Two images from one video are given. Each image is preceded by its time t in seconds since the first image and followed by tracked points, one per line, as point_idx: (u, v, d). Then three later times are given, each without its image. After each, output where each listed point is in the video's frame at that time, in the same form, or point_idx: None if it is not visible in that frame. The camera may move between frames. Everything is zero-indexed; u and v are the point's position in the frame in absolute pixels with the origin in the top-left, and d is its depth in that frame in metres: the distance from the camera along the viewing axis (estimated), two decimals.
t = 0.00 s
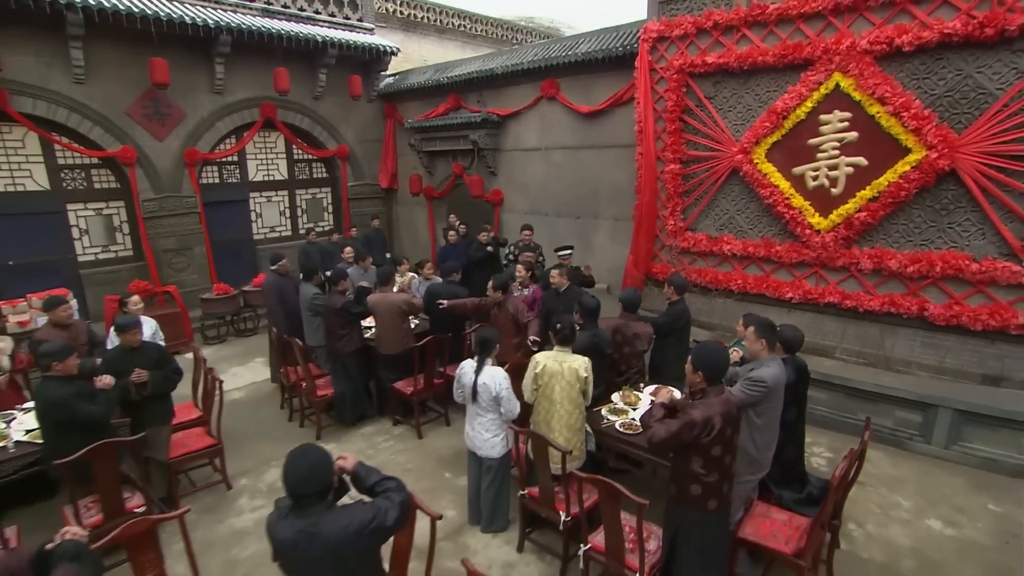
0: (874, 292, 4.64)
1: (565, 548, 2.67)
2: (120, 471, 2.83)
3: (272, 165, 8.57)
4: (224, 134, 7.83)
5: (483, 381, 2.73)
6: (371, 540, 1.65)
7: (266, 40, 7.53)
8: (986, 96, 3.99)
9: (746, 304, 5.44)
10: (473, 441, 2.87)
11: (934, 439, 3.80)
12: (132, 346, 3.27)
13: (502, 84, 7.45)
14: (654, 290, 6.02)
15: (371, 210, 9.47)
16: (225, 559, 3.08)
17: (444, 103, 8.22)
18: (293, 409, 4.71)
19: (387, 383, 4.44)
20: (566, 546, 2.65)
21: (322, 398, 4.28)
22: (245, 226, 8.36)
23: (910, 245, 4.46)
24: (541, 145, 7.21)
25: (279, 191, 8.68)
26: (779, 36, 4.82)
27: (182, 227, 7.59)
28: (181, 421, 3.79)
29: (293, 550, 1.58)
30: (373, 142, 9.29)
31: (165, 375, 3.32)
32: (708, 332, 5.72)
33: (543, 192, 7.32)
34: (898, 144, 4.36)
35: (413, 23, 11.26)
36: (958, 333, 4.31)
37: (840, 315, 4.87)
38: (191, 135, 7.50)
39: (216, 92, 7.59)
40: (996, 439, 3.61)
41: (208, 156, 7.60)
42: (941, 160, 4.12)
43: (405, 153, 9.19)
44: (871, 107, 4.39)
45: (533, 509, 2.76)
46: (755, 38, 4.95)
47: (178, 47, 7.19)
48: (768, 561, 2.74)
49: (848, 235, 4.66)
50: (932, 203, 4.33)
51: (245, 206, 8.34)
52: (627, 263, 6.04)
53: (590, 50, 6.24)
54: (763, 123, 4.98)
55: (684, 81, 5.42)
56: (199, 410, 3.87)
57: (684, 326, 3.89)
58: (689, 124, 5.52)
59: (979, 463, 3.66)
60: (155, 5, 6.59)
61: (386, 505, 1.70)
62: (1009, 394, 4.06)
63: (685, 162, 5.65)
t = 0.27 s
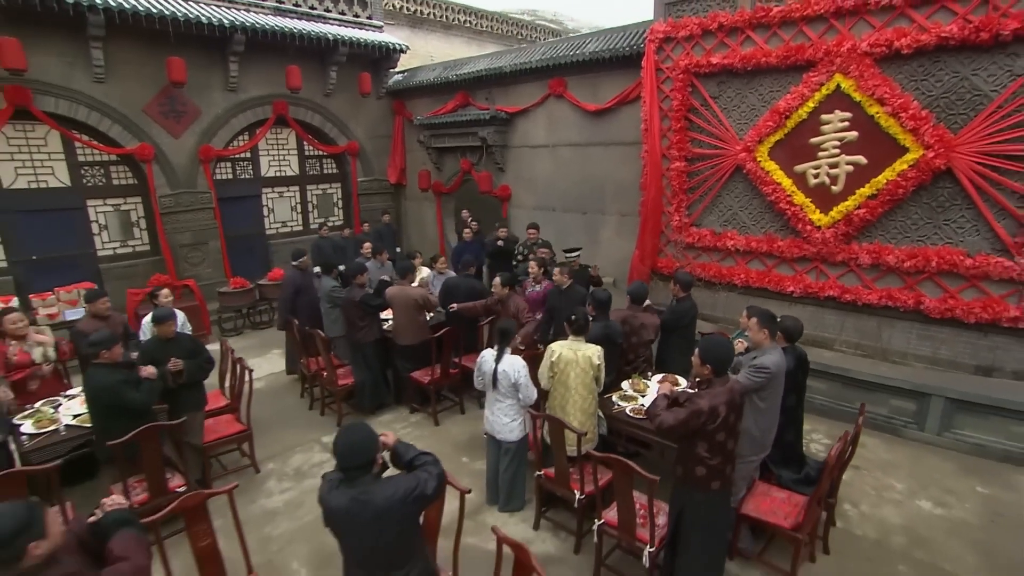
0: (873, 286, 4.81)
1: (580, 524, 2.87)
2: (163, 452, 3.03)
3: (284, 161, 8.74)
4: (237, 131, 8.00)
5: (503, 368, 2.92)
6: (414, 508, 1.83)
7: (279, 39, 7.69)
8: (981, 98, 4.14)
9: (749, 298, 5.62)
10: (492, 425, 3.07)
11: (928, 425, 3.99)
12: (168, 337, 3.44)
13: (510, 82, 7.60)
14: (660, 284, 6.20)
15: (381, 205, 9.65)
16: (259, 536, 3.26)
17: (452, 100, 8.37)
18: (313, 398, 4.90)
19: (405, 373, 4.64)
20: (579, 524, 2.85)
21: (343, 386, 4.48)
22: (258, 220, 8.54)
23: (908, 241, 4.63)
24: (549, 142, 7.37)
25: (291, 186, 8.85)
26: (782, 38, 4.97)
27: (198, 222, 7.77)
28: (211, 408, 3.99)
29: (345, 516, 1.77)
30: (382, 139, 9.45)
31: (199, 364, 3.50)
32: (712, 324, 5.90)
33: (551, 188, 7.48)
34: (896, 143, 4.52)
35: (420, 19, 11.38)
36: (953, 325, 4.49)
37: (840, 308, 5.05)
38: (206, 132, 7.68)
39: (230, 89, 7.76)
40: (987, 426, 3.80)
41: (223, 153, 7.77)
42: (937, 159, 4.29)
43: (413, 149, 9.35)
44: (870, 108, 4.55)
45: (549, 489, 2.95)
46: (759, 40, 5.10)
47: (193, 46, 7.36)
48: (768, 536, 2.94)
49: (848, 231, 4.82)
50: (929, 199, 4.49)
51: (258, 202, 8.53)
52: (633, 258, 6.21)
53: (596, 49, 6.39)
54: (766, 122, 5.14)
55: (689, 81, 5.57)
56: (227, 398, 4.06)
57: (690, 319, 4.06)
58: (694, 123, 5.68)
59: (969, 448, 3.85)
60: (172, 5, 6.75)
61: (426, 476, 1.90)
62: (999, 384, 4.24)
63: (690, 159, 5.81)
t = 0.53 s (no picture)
0: (872, 282, 4.96)
1: (591, 507, 3.03)
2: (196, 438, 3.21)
3: (295, 158, 8.90)
4: (249, 129, 8.16)
5: (517, 359, 3.08)
6: (443, 486, 1.97)
7: (290, 39, 7.83)
8: (977, 100, 4.27)
9: (752, 293, 5.77)
10: (507, 413, 3.23)
11: (923, 416, 4.14)
12: (196, 329, 3.57)
13: (518, 81, 7.74)
14: (665, 280, 6.35)
15: (389, 202, 9.80)
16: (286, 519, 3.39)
17: (460, 99, 8.51)
18: (330, 389, 5.08)
19: (419, 365, 4.81)
20: (590, 506, 3.03)
21: (360, 377, 4.66)
22: (270, 217, 8.71)
23: (906, 238, 4.77)
24: (556, 141, 7.50)
25: (301, 183, 9.02)
26: (785, 40, 5.10)
27: (211, 219, 7.94)
28: (236, 398, 4.17)
29: (381, 492, 1.93)
30: (391, 136, 9.60)
31: (227, 356, 3.66)
32: (716, 319, 6.05)
33: (557, 185, 7.62)
34: (895, 143, 4.65)
35: (426, 17, 11.49)
36: (949, 320, 4.63)
37: (840, 303, 5.20)
38: (219, 130, 7.84)
39: (242, 88, 7.91)
40: (980, 416, 3.95)
41: (236, 150, 7.94)
42: (935, 158, 4.42)
43: (422, 147, 9.49)
44: (870, 109, 4.68)
45: (561, 473, 3.12)
46: (762, 42, 5.23)
47: (207, 45, 7.52)
48: (769, 518, 3.11)
49: (848, 228, 4.96)
50: (927, 198, 4.63)
51: (270, 199, 8.70)
52: (639, 254, 6.36)
53: (603, 50, 6.53)
54: (769, 122, 5.27)
55: (694, 81, 5.71)
56: (251, 389, 4.24)
57: (696, 315, 4.22)
58: (699, 122, 5.82)
59: (963, 438, 4.01)
60: (186, 6, 6.90)
61: (455, 460, 2.04)
62: (993, 377, 4.39)
63: (694, 158, 5.95)
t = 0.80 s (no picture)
0: (872, 278, 5.12)
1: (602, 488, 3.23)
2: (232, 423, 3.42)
3: (308, 155, 9.09)
4: (264, 127, 8.35)
5: (532, 348, 3.27)
6: (468, 469, 2.11)
7: (305, 39, 8.01)
8: (975, 101, 4.42)
9: (755, 288, 5.94)
10: (522, 400, 3.43)
11: (919, 406, 4.33)
12: (229, 321, 3.79)
13: (527, 80, 7.90)
14: (671, 274, 6.52)
15: (400, 198, 10.00)
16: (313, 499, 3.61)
17: (470, 97, 8.67)
18: (349, 379, 5.29)
19: (434, 356, 5.01)
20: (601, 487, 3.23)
21: (379, 368, 4.87)
22: (284, 212, 8.91)
23: (905, 235, 4.94)
24: (565, 138, 7.67)
25: (314, 180, 9.22)
26: (789, 42, 5.25)
27: (228, 215, 8.16)
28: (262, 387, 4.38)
29: (413, 465, 2.11)
30: (401, 133, 9.78)
31: (256, 346, 3.87)
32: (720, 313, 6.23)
33: (566, 182, 7.80)
34: (895, 143, 4.81)
35: (435, 14, 11.63)
36: (946, 314, 4.80)
37: (841, 298, 5.37)
38: (235, 128, 8.04)
39: (258, 87, 8.11)
40: (973, 406, 4.13)
41: (252, 148, 8.14)
42: (933, 158, 4.58)
43: (432, 144, 9.67)
44: (871, 109, 4.84)
45: (573, 456, 3.31)
46: (767, 44, 5.38)
47: (224, 45, 7.71)
48: (769, 499, 3.31)
49: (849, 225, 5.13)
50: (926, 196, 4.78)
51: (284, 195, 8.91)
52: (646, 250, 6.54)
53: (611, 50, 6.69)
54: (773, 122, 5.43)
55: (701, 82, 5.86)
56: (276, 378, 4.45)
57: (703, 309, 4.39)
58: (704, 122, 5.98)
59: (957, 427, 4.19)
60: (205, 7, 7.09)
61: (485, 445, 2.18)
62: (987, 369, 4.56)
63: (700, 156, 6.12)
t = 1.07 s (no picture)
0: (872, 274, 5.29)
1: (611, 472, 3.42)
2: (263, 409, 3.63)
3: (321, 153, 9.29)
4: (279, 125, 8.56)
5: (545, 339, 3.47)
6: (492, 448, 2.32)
7: (319, 39, 8.20)
8: (972, 103, 4.57)
9: (759, 284, 6.11)
10: (535, 388, 3.63)
11: (916, 397, 4.50)
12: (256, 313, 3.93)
13: (536, 79, 8.07)
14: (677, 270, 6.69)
15: (410, 195, 10.19)
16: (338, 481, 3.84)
17: (480, 96, 8.85)
18: (367, 370, 5.50)
19: (449, 349, 5.22)
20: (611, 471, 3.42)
21: (397, 359, 5.08)
22: (298, 209, 9.12)
23: (904, 233, 5.09)
24: (573, 137, 7.84)
25: (327, 177, 9.42)
26: (793, 44, 5.40)
27: (244, 211, 8.38)
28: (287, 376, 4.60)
29: (442, 442, 2.32)
30: (412, 131, 9.98)
31: (283, 337, 4.05)
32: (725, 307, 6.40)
33: (574, 179, 7.97)
34: (895, 143, 4.96)
35: (444, 13, 11.79)
36: (944, 310, 4.96)
37: (842, 293, 5.53)
38: (252, 127, 8.25)
39: (273, 87, 8.31)
40: (967, 397, 4.30)
41: (267, 146, 8.35)
42: (931, 158, 4.73)
43: (442, 142, 9.85)
44: (872, 110, 4.99)
45: (584, 441, 3.51)
46: (772, 46, 5.53)
47: (241, 46, 7.91)
48: (769, 483, 3.50)
49: (850, 223, 5.29)
50: (925, 195, 4.94)
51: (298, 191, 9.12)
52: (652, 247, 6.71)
53: (619, 51, 6.85)
54: (777, 122, 5.58)
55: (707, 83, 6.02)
56: (299, 368, 4.67)
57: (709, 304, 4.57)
58: (710, 122, 6.14)
59: (951, 417, 4.36)
60: (223, 9, 7.29)
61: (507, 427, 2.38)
62: (983, 362, 4.73)
63: (706, 155, 6.28)
